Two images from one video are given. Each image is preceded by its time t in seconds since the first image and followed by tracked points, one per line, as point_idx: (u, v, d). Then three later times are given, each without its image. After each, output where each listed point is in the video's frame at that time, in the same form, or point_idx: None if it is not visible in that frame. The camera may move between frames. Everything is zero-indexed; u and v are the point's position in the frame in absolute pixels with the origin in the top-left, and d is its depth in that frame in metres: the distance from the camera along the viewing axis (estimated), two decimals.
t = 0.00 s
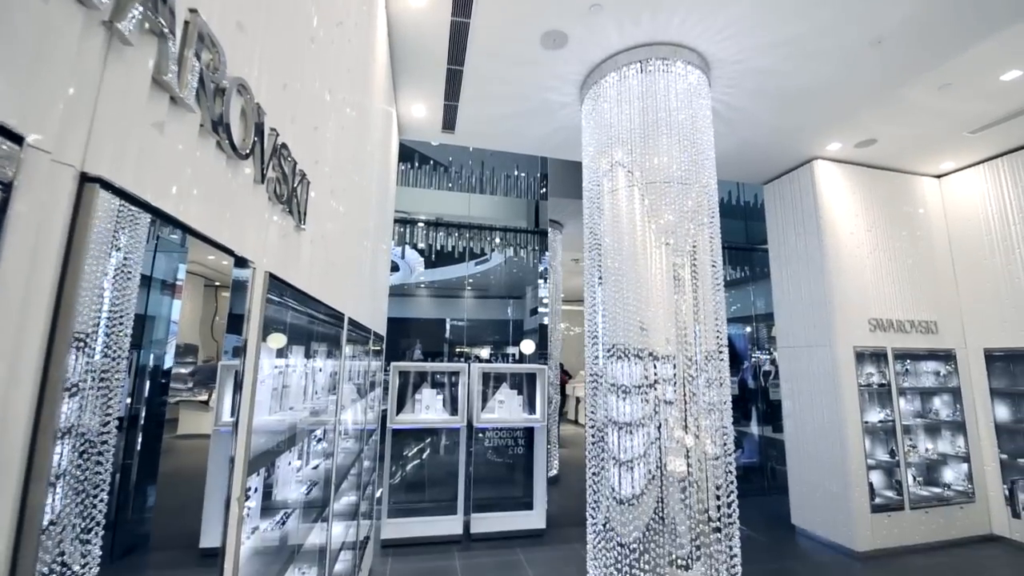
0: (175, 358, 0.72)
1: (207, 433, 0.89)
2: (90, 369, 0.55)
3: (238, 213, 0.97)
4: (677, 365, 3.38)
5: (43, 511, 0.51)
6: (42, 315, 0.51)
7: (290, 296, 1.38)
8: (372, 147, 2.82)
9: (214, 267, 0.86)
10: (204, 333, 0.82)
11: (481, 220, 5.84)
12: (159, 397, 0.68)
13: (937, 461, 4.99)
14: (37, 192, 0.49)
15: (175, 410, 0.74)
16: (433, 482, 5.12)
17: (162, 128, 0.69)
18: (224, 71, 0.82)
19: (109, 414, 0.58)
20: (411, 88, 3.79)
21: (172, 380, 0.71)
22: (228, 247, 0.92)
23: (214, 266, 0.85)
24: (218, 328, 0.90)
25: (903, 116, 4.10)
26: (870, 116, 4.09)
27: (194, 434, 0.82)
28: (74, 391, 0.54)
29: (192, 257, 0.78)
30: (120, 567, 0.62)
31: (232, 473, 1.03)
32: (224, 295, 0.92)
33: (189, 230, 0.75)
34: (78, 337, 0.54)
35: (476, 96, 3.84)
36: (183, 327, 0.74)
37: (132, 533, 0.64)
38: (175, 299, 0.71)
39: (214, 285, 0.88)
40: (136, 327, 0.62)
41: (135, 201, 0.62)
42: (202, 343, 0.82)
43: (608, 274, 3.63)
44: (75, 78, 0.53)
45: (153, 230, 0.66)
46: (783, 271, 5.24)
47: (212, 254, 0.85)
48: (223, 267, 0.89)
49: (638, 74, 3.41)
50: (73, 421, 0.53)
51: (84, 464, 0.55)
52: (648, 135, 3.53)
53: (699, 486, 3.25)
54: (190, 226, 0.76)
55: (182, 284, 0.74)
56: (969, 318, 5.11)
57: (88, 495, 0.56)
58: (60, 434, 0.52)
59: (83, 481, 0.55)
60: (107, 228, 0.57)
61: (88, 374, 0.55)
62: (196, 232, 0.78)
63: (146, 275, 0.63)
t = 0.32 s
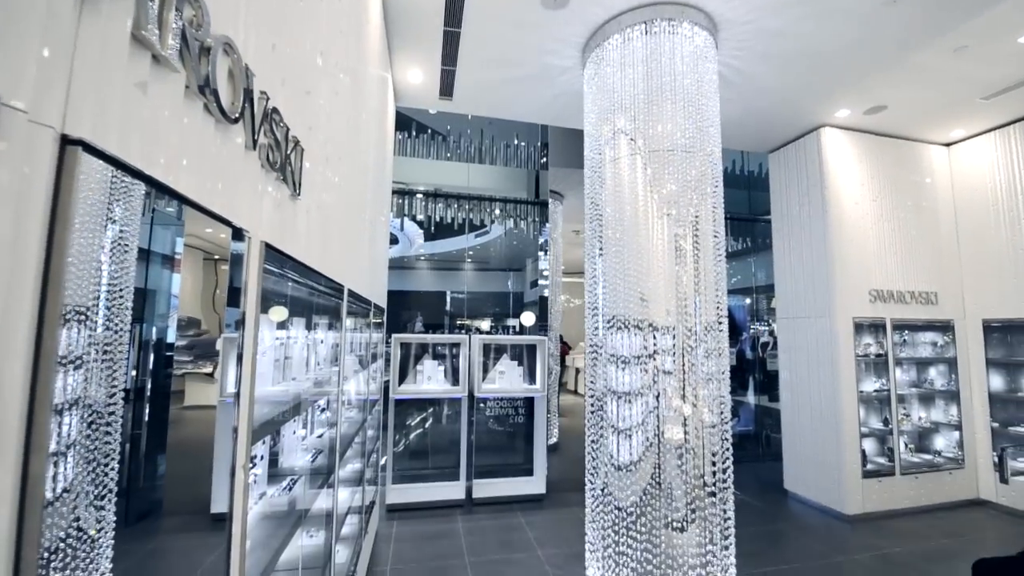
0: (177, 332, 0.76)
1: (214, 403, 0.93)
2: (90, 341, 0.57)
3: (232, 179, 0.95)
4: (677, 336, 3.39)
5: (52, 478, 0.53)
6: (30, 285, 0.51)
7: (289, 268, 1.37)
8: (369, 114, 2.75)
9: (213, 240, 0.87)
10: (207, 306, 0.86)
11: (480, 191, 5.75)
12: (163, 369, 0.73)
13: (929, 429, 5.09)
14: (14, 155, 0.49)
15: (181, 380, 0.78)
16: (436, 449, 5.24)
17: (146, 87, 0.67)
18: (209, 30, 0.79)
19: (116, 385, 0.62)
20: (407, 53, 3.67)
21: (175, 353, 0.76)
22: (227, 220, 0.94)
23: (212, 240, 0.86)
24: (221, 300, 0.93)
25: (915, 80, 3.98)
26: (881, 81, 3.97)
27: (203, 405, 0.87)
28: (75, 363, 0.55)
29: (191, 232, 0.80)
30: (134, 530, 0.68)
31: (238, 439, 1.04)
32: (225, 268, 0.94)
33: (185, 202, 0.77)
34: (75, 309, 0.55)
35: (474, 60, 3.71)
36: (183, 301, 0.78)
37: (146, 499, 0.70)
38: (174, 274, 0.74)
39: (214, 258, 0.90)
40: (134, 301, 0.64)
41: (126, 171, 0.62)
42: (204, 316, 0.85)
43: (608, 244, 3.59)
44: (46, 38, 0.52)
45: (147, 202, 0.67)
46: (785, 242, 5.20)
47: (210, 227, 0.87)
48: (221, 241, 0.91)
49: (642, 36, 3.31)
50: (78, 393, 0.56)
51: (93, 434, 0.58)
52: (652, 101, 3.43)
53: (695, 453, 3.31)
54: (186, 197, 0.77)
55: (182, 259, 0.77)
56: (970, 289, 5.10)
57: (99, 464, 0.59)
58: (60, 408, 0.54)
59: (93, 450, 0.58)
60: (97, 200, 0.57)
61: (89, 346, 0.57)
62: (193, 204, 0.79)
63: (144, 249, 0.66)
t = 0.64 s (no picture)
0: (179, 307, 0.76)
1: (217, 378, 0.93)
2: (91, 317, 0.58)
3: (223, 148, 0.92)
4: (677, 310, 3.36)
5: (50, 459, 0.54)
6: (18, 263, 0.50)
7: (287, 242, 1.35)
8: (364, 83, 2.67)
9: (208, 214, 0.86)
10: (208, 281, 0.86)
11: (479, 163, 5.59)
12: (168, 346, 0.73)
13: (924, 401, 5.16)
14: None
15: (184, 356, 0.79)
16: (438, 422, 5.34)
17: (126, 50, 0.64)
18: None
19: (118, 360, 0.63)
20: (403, 18, 3.54)
21: (178, 329, 0.76)
22: (222, 193, 0.92)
23: (207, 214, 0.85)
24: (221, 276, 0.93)
25: (928, 47, 3.85)
26: (892, 47, 3.85)
27: (207, 379, 0.88)
28: (77, 339, 0.56)
29: (186, 207, 0.78)
30: (148, 500, 0.71)
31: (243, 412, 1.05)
32: (222, 245, 0.93)
33: (179, 173, 0.76)
34: (76, 286, 0.56)
35: (473, 25, 3.58)
36: (184, 279, 0.77)
37: (155, 471, 0.71)
38: (173, 251, 0.73)
39: (211, 234, 0.89)
40: (134, 276, 0.65)
41: (113, 141, 0.61)
42: (204, 292, 0.85)
43: (609, 217, 3.55)
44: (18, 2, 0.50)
45: (141, 175, 0.67)
46: (787, 216, 5.15)
47: (206, 202, 0.85)
48: (217, 216, 0.90)
49: None
50: (83, 368, 0.57)
51: (99, 408, 0.60)
52: (656, 69, 3.34)
53: (693, 425, 3.34)
54: (180, 168, 0.76)
55: (180, 235, 0.76)
56: (972, 262, 5.07)
57: (107, 437, 0.62)
58: (56, 385, 0.54)
59: (100, 424, 0.60)
60: (90, 174, 0.57)
61: (90, 322, 0.58)
62: (187, 175, 0.78)
63: (141, 225, 0.65)
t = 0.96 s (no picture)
0: (179, 287, 0.78)
1: (220, 356, 0.93)
2: (90, 296, 0.59)
3: (215, 120, 0.90)
4: (677, 288, 3.30)
5: (50, 436, 0.54)
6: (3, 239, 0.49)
7: (285, 220, 1.33)
8: (359, 55, 2.60)
9: (205, 192, 0.85)
10: (208, 260, 0.87)
11: (478, 139, 5.54)
12: (170, 325, 0.76)
13: (921, 378, 5.20)
14: None
15: (187, 334, 0.82)
16: (439, 398, 5.41)
17: (109, 15, 0.61)
18: None
19: (121, 340, 0.65)
20: None
21: (180, 309, 0.78)
22: (217, 168, 0.90)
23: (205, 193, 0.84)
24: (221, 255, 0.94)
25: (941, 16, 3.73)
26: (904, 16, 3.73)
27: (211, 357, 0.90)
28: (78, 317, 0.57)
29: (182, 186, 0.78)
30: (156, 474, 0.75)
31: (245, 389, 1.05)
32: (221, 223, 0.93)
33: (176, 149, 0.75)
34: (74, 265, 0.56)
35: None
36: (184, 257, 0.79)
37: (162, 447, 0.75)
38: (171, 231, 0.75)
39: (210, 213, 0.89)
40: (133, 255, 0.67)
41: (105, 116, 0.60)
42: (204, 272, 0.85)
43: (610, 194, 3.52)
44: None
45: (136, 153, 0.67)
46: (791, 192, 5.10)
47: (202, 179, 0.84)
48: (214, 194, 0.89)
49: None
50: (85, 346, 0.58)
51: (103, 385, 0.62)
52: (660, 39, 3.25)
53: (692, 401, 3.30)
54: (176, 143, 0.75)
55: (177, 215, 0.77)
56: (975, 239, 5.03)
57: (112, 414, 0.63)
58: (54, 365, 0.54)
59: (106, 401, 0.62)
60: (83, 151, 0.57)
61: (89, 301, 0.58)
62: (184, 151, 0.77)
63: (136, 203, 0.66)
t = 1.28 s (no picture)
0: (179, 266, 0.77)
1: (222, 334, 0.92)
2: (88, 273, 0.59)
3: (205, 90, 0.87)
4: (678, 264, 3.28)
5: (53, 412, 0.53)
6: None
7: (282, 194, 1.31)
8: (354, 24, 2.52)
9: (200, 168, 0.83)
10: (208, 238, 0.86)
11: (478, 111, 5.39)
12: (171, 303, 0.75)
13: (918, 353, 5.23)
14: None
15: (189, 312, 0.80)
16: (440, 373, 5.48)
17: None
18: None
19: (122, 318, 0.65)
20: None
21: (181, 287, 0.77)
22: (210, 139, 0.88)
23: (200, 168, 0.82)
24: (220, 231, 0.92)
25: None
26: None
27: (216, 336, 0.89)
28: (78, 295, 0.56)
29: (176, 161, 0.76)
30: (164, 448, 0.77)
31: (250, 365, 1.06)
32: (218, 200, 0.91)
33: (168, 121, 0.73)
34: (70, 242, 0.56)
35: None
36: (182, 235, 0.78)
37: (169, 423, 0.77)
38: (167, 208, 0.74)
39: (206, 189, 0.87)
40: (129, 233, 0.66)
41: (94, 85, 0.58)
42: (203, 249, 0.84)
43: (612, 168, 3.46)
44: None
45: (128, 128, 0.64)
46: (795, 166, 5.02)
47: (196, 154, 0.82)
48: (210, 171, 0.87)
49: None
50: (87, 323, 0.58)
51: (105, 361, 0.62)
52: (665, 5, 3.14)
53: (689, 376, 3.32)
54: (168, 115, 0.73)
55: (172, 191, 0.75)
56: (981, 215, 4.97)
57: (114, 389, 0.64)
58: (49, 343, 0.52)
59: (109, 377, 0.63)
60: (75, 125, 0.55)
61: (88, 278, 0.59)
62: (177, 123, 0.75)
63: (132, 180, 0.65)
